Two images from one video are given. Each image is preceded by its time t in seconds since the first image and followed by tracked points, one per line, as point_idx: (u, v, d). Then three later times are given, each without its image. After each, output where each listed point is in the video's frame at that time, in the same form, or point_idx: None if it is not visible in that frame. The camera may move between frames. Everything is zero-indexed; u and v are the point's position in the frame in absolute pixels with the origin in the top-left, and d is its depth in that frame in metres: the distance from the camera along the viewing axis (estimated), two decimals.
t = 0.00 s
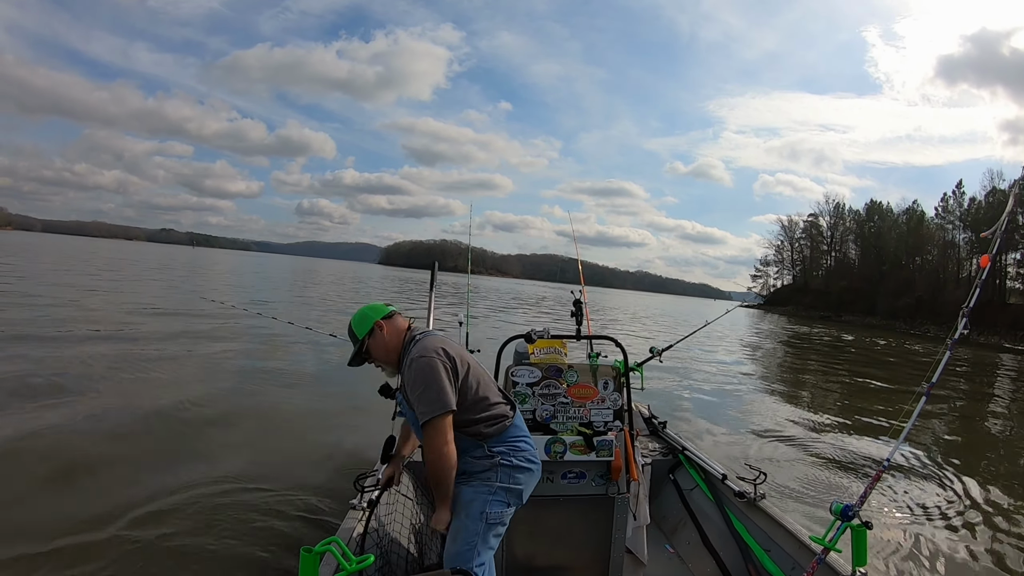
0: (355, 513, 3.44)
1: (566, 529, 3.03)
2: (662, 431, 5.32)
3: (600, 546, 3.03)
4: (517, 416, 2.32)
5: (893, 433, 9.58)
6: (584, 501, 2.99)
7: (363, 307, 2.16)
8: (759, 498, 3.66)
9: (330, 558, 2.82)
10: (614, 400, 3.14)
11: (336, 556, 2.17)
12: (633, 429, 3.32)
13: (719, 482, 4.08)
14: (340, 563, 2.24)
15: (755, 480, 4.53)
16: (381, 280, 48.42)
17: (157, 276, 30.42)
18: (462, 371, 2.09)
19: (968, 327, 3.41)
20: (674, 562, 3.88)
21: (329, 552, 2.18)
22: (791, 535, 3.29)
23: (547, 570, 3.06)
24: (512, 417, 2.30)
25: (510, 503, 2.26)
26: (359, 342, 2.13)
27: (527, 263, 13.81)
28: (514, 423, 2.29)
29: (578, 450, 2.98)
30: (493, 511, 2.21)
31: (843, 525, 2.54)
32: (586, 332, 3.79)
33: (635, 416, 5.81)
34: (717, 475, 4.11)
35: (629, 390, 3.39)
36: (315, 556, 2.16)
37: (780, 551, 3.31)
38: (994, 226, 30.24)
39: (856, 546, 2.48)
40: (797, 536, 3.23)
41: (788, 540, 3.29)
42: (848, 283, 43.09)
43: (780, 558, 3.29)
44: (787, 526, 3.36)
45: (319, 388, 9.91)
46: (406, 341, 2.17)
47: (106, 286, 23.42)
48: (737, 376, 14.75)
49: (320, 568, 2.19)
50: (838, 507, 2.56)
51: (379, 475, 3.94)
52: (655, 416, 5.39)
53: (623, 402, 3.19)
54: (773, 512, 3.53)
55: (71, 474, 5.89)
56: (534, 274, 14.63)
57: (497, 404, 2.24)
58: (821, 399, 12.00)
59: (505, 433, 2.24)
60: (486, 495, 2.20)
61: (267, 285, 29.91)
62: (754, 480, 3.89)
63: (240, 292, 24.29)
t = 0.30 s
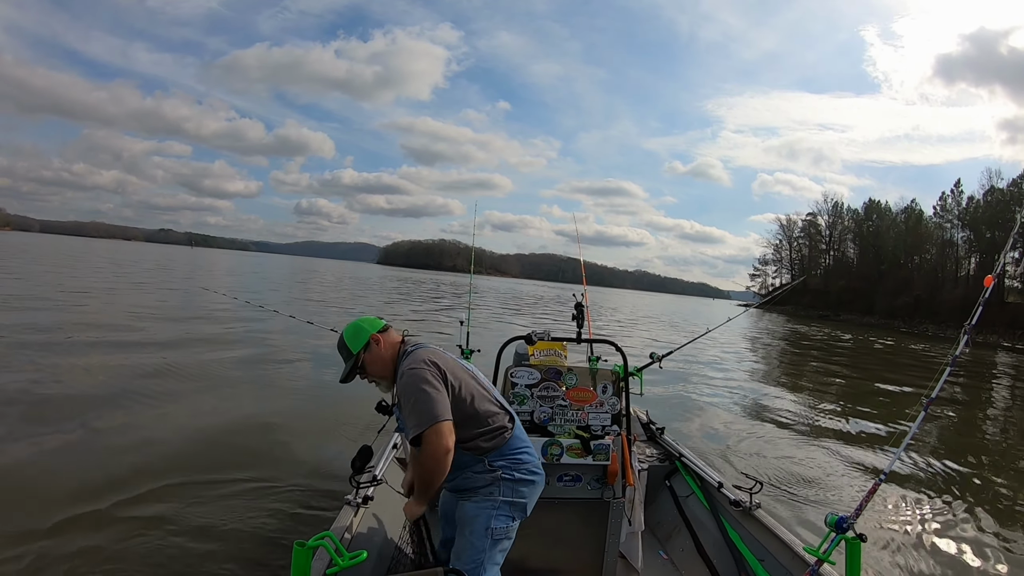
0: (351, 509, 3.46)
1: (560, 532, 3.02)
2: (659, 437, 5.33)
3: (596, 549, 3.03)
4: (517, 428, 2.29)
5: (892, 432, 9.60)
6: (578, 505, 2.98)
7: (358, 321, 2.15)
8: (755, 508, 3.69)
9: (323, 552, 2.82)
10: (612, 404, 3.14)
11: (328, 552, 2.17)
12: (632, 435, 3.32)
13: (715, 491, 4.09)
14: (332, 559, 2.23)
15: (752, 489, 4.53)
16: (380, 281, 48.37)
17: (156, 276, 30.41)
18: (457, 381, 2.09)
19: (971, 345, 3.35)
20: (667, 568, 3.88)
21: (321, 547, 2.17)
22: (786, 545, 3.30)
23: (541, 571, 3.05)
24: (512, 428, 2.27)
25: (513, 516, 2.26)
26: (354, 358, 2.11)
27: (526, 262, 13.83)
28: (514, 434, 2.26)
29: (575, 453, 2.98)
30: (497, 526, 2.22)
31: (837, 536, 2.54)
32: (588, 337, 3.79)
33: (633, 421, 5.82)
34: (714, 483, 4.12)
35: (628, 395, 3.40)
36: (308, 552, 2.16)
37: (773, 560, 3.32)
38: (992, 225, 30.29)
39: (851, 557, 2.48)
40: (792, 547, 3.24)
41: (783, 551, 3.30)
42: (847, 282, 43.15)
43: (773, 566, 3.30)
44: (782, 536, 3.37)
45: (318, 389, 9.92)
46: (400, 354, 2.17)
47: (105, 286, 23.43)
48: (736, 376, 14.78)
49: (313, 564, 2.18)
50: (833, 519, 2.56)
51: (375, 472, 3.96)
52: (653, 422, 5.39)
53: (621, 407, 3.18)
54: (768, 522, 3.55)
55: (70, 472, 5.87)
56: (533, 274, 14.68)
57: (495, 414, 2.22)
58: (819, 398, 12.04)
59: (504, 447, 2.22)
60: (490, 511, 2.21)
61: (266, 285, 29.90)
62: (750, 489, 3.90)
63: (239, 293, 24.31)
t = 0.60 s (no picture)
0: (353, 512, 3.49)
1: (562, 534, 3.01)
2: (661, 439, 5.33)
3: (598, 552, 3.02)
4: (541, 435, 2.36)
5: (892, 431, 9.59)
6: (580, 507, 2.98)
7: (346, 358, 2.07)
8: (757, 509, 3.69)
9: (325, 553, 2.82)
10: (614, 405, 3.13)
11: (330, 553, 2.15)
12: (633, 435, 3.32)
13: (717, 492, 4.09)
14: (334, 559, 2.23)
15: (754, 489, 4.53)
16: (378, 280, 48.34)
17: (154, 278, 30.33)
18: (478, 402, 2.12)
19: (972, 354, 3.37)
20: (669, 568, 3.89)
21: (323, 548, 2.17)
22: (787, 547, 3.30)
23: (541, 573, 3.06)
24: (532, 441, 2.31)
25: (543, 523, 2.27)
26: (345, 401, 2.03)
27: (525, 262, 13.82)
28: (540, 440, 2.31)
29: (577, 454, 3.06)
30: (528, 532, 2.22)
31: (839, 537, 2.55)
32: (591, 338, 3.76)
33: (634, 423, 5.82)
34: (715, 484, 4.12)
35: (630, 395, 3.37)
36: (310, 553, 2.16)
37: (775, 561, 3.33)
38: (990, 222, 30.34)
39: (853, 558, 2.49)
40: (794, 549, 3.24)
41: (784, 551, 3.31)
42: (845, 280, 43.22)
43: (775, 568, 3.32)
44: (784, 538, 3.37)
45: (318, 390, 9.91)
46: (398, 392, 2.11)
47: (102, 288, 23.35)
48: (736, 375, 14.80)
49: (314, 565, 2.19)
50: (834, 520, 2.57)
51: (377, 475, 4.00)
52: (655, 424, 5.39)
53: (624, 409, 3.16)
54: (769, 523, 3.55)
55: (70, 478, 5.83)
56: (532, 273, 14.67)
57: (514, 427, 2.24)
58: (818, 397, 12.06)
59: (532, 453, 2.26)
60: (523, 518, 2.21)
61: (264, 287, 29.86)
62: (752, 490, 3.90)
63: (237, 294, 24.26)
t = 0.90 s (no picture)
0: (360, 516, 3.48)
1: (570, 531, 3.01)
2: (666, 432, 5.32)
3: (605, 548, 3.03)
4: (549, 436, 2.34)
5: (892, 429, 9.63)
6: (588, 503, 3.01)
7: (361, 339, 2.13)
8: (764, 499, 3.67)
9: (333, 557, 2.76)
10: (617, 401, 3.15)
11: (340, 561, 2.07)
12: (638, 431, 3.30)
13: (723, 483, 4.07)
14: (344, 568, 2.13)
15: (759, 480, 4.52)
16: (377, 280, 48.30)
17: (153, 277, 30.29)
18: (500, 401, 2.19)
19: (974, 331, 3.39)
20: (678, 561, 3.91)
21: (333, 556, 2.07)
22: (796, 536, 3.29)
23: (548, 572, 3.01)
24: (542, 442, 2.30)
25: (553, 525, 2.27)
26: (357, 382, 2.06)
27: (525, 262, 13.83)
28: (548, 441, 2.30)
29: (582, 450, 3.08)
30: (538, 537, 2.22)
31: (847, 524, 2.56)
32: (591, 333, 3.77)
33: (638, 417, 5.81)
34: (721, 475, 4.10)
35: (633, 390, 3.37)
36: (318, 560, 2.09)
37: (784, 551, 3.33)
38: (987, 222, 30.44)
39: (862, 545, 2.50)
40: (802, 537, 3.24)
41: (793, 542, 3.30)
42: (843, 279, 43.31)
43: (785, 557, 3.32)
44: (793, 527, 3.36)
45: (319, 389, 9.92)
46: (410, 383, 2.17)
47: (100, 287, 23.31)
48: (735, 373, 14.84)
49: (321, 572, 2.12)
50: (842, 507, 2.57)
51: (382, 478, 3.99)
52: (659, 417, 5.39)
53: (627, 403, 3.18)
54: (777, 513, 3.53)
55: (72, 481, 5.83)
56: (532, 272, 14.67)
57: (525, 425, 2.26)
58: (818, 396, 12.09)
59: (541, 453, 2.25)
60: (532, 521, 2.21)
61: (264, 286, 29.85)
62: (757, 479, 3.88)
63: (237, 293, 24.26)
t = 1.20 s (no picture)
0: (360, 514, 3.46)
1: (570, 528, 3.03)
2: (663, 428, 5.33)
3: (606, 546, 3.04)
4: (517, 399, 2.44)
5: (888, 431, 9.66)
6: (587, 500, 3.00)
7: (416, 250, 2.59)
8: (762, 494, 3.68)
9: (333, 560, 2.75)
10: (615, 397, 3.14)
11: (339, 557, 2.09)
12: (635, 427, 3.29)
13: (721, 479, 4.08)
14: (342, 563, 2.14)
15: (757, 476, 4.53)
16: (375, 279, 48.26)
17: (151, 274, 30.26)
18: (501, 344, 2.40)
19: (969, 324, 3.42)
20: (678, 558, 3.92)
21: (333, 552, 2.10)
22: (794, 531, 3.30)
23: (551, 568, 3.05)
24: (511, 402, 2.40)
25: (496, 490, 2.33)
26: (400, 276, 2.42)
27: (524, 261, 13.87)
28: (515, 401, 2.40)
29: (580, 448, 2.99)
30: (484, 495, 2.26)
31: (845, 519, 2.56)
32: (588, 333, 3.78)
33: (636, 413, 5.83)
34: (720, 472, 4.11)
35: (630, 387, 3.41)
36: (319, 557, 2.09)
37: (783, 546, 3.35)
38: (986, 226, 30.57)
39: (860, 540, 2.49)
40: (800, 533, 3.24)
41: (791, 537, 3.31)
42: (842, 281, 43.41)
43: (783, 553, 3.33)
44: (791, 522, 3.37)
45: (318, 387, 9.96)
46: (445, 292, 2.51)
47: (100, 283, 23.31)
48: (733, 375, 14.91)
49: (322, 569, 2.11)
50: (840, 503, 2.58)
51: (381, 475, 4.01)
52: (656, 414, 5.39)
53: (624, 400, 3.18)
54: (776, 508, 3.55)
55: (71, 478, 5.83)
56: (530, 271, 14.72)
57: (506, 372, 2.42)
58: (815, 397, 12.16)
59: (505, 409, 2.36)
60: (477, 479, 2.27)
61: (263, 284, 29.85)
62: (756, 475, 3.89)
63: (236, 291, 24.31)
